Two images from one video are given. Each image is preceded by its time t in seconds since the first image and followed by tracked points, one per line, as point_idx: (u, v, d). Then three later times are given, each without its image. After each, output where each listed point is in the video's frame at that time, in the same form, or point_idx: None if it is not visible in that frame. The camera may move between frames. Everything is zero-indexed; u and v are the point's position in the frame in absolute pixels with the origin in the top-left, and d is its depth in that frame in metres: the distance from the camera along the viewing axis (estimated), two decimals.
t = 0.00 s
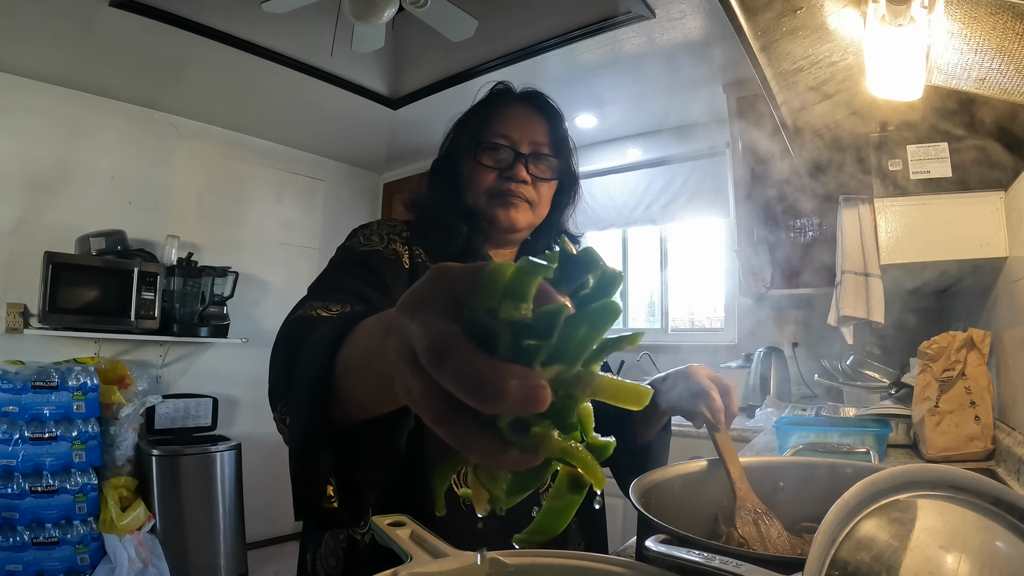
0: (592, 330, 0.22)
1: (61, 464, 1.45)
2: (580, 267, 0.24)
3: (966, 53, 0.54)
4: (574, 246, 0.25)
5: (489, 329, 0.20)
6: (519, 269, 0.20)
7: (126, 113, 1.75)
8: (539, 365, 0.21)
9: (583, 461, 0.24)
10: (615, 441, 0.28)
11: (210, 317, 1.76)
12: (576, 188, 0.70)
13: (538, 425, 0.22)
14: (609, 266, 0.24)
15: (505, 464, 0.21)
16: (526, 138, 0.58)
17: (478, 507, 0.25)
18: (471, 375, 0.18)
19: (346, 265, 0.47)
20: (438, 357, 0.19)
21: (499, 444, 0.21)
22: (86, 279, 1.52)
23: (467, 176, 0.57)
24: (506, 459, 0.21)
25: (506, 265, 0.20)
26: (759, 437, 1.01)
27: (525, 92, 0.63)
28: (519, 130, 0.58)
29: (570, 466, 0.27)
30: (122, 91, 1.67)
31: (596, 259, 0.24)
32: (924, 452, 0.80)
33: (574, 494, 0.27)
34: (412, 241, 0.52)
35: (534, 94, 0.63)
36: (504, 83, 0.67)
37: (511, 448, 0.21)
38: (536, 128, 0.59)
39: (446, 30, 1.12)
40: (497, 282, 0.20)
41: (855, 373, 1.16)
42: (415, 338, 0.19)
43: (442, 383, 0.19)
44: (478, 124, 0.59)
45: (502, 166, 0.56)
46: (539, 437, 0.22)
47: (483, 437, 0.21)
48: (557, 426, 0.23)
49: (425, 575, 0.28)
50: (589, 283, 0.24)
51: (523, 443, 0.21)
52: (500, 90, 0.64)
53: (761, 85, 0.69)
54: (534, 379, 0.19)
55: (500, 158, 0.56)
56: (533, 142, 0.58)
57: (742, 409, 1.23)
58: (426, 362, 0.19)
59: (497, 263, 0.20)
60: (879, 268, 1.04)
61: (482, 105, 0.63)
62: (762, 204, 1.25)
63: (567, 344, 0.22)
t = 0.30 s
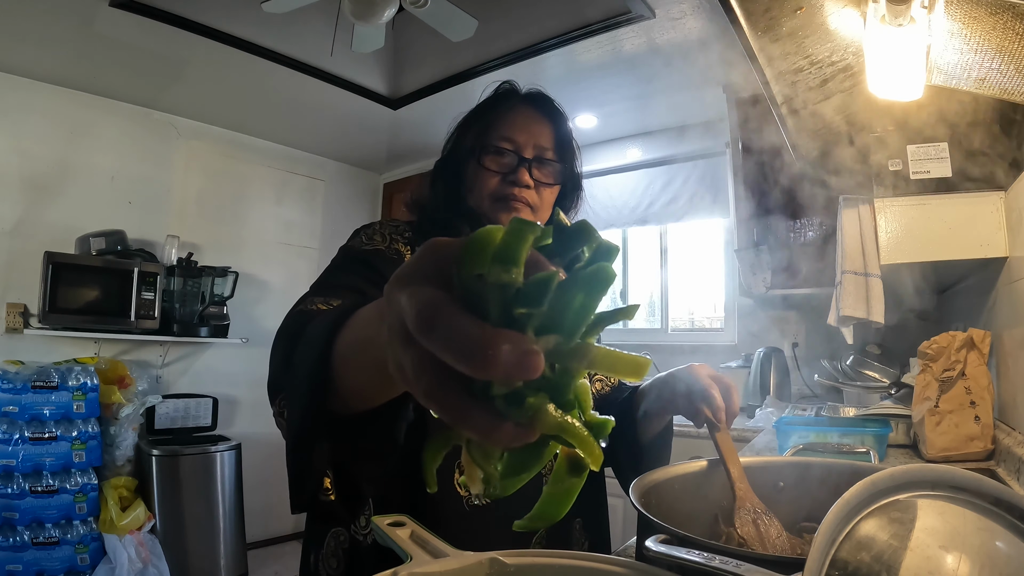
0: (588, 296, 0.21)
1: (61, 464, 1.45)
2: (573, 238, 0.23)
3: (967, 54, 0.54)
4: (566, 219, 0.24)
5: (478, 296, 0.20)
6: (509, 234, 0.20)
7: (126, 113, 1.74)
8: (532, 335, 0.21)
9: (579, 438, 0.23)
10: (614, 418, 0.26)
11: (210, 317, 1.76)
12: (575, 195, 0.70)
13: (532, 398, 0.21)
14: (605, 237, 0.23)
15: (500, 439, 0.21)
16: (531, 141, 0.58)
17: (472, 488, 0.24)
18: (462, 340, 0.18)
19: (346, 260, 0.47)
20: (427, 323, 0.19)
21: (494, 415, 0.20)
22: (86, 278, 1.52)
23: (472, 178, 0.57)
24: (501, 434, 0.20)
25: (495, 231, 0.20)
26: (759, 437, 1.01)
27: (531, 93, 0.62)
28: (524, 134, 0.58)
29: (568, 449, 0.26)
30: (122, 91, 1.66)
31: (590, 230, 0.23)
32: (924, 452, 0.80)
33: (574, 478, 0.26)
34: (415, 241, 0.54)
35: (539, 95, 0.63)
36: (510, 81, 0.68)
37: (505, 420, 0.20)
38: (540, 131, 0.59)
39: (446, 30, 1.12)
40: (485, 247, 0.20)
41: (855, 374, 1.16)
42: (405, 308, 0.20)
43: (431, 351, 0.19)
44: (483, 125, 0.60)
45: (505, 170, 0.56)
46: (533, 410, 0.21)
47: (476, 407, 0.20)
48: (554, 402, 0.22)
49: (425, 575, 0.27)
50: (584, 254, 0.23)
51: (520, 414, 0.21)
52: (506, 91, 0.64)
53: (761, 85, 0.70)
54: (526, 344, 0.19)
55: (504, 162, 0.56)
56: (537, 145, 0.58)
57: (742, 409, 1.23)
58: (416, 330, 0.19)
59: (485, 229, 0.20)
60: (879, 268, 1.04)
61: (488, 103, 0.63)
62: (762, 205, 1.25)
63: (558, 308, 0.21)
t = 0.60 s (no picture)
0: (568, 312, 0.21)
1: (61, 464, 1.45)
2: (555, 244, 0.24)
3: (966, 53, 0.54)
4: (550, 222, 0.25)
5: (452, 308, 0.20)
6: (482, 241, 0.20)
7: (126, 113, 1.74)
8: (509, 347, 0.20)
9: (561, 449, 0.23)
10: (599, 428, 0.28)
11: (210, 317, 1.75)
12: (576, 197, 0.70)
13: (511, 414, 0.21)
14: (586, 243, 0.24)
15: (479, 450, 0.21)
16: (532, 142, 0.58)
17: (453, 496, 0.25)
18: (438, 357, 0.18)
19: (342, 261, 0.47)
20: (402, 339, 0.18)
21: (473, 429, 0.21)
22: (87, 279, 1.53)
23: (472, 179, 0.57)
24: (480, 445, 0.21)
25: (468, 242, 0.20)
26: (759, 437, 1.01)
27: (533, 94, 0.63)
28: (525, 134, 0.58)
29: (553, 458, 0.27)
30: (122, 91, 1.66)
31: (575, 236, 0.24)
32: (925, 452, 0.80)
33: (560, 485, 0.27)
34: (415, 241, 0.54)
35: (540, 96, 0.63)
36: (512, 81, 0.68)
37: (484, 434, 0.21)
38: (541, 132, 0.59)
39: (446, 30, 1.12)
40: (459, 259, 0.20)
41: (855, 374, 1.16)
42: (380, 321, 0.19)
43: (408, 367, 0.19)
44: (484, 126, 0.60)
45: (506, 171, 0.55)
46: (514, 428, 0.21)
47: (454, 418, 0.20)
48: (536, 415, 0.23)
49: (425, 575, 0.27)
50: (565, 260, 0.24)
51: (500, 429, 0.21)
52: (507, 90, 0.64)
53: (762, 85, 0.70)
54: (502, 362, 0.19)
55: (505, 163, 0.56)
56: (539, 146, 0.58)
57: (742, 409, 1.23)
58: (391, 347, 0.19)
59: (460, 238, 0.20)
60: (879, 268, 1.04)
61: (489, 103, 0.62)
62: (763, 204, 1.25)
63: (536, 321, 0.21)
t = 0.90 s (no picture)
0: (575, 314, 0.22)
1: (61, 464, 1.45)
2: (554, 244, 0.23)
3: (967, 53, 0.54)
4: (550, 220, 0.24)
5: (464, 313, 0.19)
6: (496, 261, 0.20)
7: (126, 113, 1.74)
8: (520, 353, 0.20)
9: (570, 450, 0.24)
10: (603, 423, 0.27)
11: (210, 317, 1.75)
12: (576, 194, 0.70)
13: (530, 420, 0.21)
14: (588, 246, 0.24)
15: (490, 449, 0.21)
16: (530, 140, 0.58)
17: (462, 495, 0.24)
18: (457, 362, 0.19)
19: (337, 262, 0.47)
20: (414, 344, 0.19)
21: (485, 428, 0.21)
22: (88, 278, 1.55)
23: (469, 178, 0.56)
24: (490, 445, 0.21)
25: (477, 246, 0.20)
26: (759, 437, 1.01)
27: (529, 91, 0.62)
28: (523, 133, 0.58)
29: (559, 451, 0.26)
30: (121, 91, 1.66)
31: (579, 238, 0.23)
32: (925, 452, 0.80)
33: (566, 479, 0.27)
34: (410, 241, 0.54)
35: (538, 93, 0.63)
36: (511, 79, 0.68)
37: (496, 434, 0.21)
38: (540, 130, 0.60)
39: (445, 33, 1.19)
40: (471, 264, 0.19)
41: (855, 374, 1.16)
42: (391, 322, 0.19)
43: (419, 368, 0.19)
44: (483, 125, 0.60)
45: (503, 170, 0.56)
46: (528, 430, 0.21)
47: (464, 413, 0.21)
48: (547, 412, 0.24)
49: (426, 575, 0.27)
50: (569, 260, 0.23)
51: (509, 426, 0.21)
52: (506, 87, 0.64)
53: (761, 84, 0.70)
54: (516, 364, 0.21)
55: (502, 162, 0.56)
56: (536, 145, 0.59)
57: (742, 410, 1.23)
58: (401, 346, 0.19)
59: (468, 243, 0.20)
60: (879, 268, 1.04)
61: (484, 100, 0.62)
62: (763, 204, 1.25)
63: (547, 329, 0.21)
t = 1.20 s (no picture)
0: (570, 311, 0.21)
1: (62, 464, 1.45)
2: (551, 244, 0.23)
3: (966, 53, 0.54)
4: (545, 221, 0.24)
5: (457, 318, 0.19)
6: (489, 261, 0.20)
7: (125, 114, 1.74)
8: (515, 352, 0.20)
9: (564, 443, 0.24)
10: (599, 421, 0.27)
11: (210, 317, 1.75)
12: (575, 193, 0.70)
13: (524, 420, 0.21)
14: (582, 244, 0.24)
15: (485, 448, 0.20)
16: (528, 140, 0.58)
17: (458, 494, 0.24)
18: (448, 361, 0.18)
19: (336, 266, 0.47)
20: (409, 344, 0.18)
21: (478, 430, 0.20)
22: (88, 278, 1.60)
23: (468, 177, 0.57)
24: (488, 445, 0.20)
25: (469, 248, 0.20)
26: (759, 437, 1.01)
27: (530, 88, 0.62)
28: (522, 132, 0.58)
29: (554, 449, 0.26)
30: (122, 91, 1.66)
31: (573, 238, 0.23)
32: (925, 452, 0.80)
33: (560, 478, 0.27)
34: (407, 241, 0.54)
35: (538, 91, 0.62)
36: (510, 77, 0.68)
37: (490, 433, 0.20)
38: (539, 130, 0.59)
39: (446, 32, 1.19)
40: (464, 266, 0.20)
41: (854, 374, 1.16)
42: (385, 319, 0.18)
43: (413, 370, 0.18)
44: (481, 124, 0.60)
45: (502, 170, 0.56)
46: (523, 426, 0.21)
47: (459, 415, 0.20)
48: (542, 410, 0.23)
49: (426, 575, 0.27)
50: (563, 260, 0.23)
51: (507, 429, 0.20)
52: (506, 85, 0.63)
53: (762, 85, 0.69)
54: (511, 363, 0.20)
55: (500, 162, 0.57)
56: (535, 144, 0.59)
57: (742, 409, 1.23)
58: (394, 348, 0.18)
59: (462, 245, 0.20)
60: (879, 268, 1.04)
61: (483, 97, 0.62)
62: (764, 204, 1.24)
63: (541, 326, 0.20)
